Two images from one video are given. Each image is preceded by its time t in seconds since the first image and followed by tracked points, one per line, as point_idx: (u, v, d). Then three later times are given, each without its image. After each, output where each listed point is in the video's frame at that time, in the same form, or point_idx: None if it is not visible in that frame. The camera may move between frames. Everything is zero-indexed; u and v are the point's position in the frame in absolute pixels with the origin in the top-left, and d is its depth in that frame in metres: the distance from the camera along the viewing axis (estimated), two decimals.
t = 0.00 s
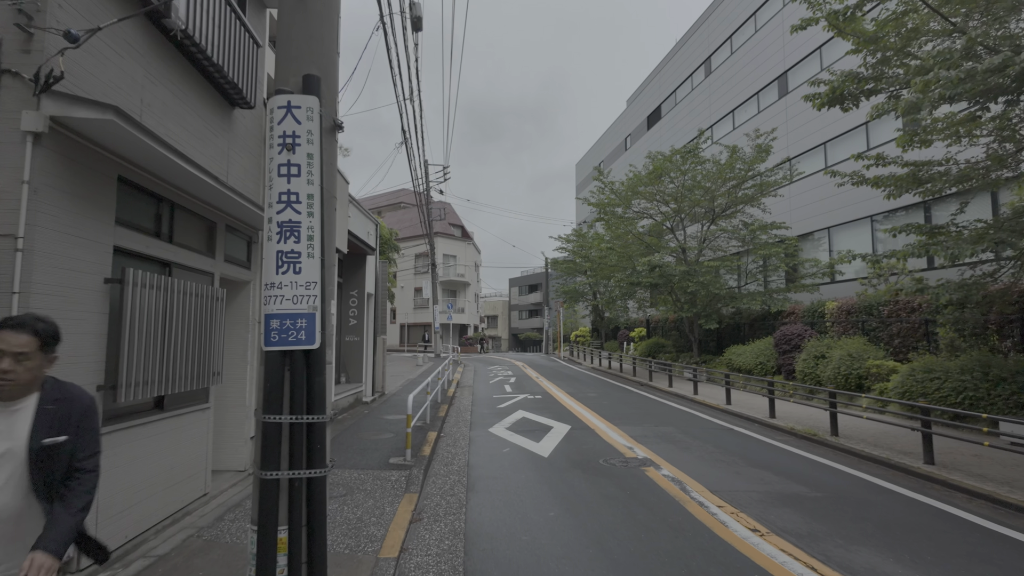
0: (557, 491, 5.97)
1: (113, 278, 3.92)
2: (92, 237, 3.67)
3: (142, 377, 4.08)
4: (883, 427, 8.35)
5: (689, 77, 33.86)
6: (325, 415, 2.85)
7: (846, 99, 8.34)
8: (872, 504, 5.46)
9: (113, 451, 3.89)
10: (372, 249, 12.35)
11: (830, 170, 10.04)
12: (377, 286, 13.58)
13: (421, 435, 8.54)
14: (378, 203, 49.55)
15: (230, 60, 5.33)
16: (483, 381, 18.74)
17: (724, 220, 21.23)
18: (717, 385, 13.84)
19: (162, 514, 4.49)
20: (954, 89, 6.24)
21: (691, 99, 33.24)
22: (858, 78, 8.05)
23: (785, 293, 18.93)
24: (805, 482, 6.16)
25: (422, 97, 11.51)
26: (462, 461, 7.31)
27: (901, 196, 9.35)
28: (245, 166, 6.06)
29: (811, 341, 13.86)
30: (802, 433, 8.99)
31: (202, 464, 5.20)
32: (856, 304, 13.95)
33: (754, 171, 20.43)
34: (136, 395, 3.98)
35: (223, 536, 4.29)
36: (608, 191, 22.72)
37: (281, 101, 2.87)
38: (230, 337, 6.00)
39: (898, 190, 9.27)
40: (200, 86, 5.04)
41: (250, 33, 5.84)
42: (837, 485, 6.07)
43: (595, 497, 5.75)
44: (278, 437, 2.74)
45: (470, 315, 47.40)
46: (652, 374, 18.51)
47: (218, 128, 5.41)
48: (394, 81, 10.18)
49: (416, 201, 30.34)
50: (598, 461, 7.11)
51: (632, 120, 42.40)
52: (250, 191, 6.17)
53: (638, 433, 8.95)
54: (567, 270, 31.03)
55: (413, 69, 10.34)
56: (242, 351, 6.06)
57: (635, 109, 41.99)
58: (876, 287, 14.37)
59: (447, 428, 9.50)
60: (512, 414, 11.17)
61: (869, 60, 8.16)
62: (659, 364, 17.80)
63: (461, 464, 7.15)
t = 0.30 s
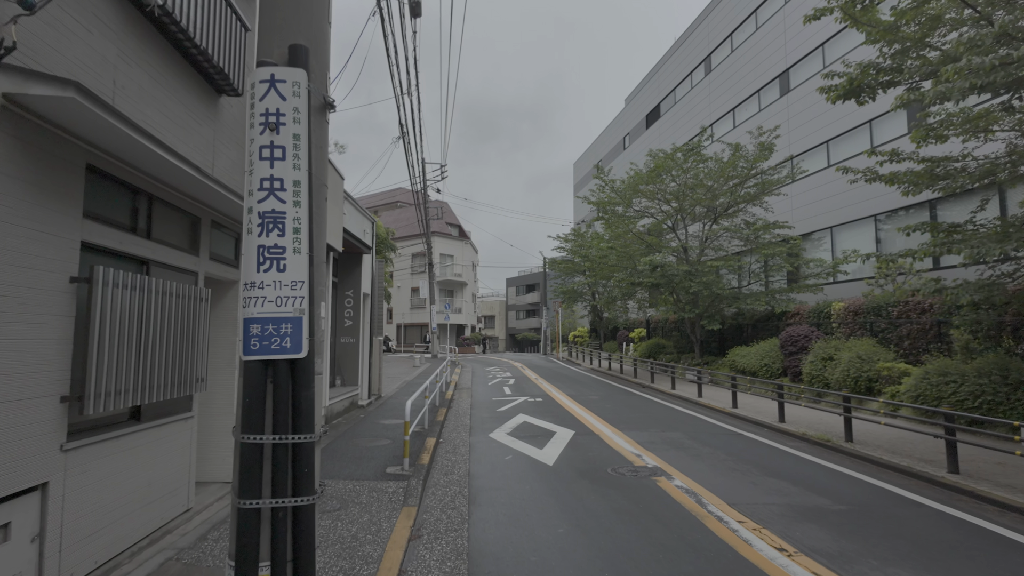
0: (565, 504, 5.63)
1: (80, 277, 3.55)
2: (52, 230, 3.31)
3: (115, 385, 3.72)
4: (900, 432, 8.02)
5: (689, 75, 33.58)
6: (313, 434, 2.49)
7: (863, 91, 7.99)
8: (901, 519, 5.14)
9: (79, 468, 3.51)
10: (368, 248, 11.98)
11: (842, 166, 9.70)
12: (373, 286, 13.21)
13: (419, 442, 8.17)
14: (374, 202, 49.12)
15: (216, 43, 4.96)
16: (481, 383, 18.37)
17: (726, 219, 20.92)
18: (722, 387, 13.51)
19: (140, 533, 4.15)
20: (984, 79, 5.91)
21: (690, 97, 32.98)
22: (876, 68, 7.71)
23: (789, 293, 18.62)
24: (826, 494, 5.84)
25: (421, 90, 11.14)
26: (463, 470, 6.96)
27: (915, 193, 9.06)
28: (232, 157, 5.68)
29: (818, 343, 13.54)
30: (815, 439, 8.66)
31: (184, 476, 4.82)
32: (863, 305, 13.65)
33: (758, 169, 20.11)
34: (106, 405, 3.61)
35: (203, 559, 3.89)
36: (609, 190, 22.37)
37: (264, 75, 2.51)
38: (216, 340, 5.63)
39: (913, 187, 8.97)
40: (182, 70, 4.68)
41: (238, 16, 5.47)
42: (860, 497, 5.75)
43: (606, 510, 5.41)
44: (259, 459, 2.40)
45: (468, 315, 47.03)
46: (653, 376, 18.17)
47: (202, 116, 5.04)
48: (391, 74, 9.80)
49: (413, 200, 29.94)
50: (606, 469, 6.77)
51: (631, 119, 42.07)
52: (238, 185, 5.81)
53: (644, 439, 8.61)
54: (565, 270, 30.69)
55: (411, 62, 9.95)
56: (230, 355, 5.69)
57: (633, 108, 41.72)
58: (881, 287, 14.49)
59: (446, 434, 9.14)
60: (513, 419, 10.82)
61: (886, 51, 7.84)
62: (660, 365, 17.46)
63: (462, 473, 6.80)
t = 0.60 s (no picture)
0: (575, 515, 5.30)
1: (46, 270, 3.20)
2: (10, 216, 2.95)
3: (86, 390, 3.37)
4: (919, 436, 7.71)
5: (688, 74, 33.30)
6: (305, 449, 2.15)
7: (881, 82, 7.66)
8: (933, 531, 4.83)
9: (42, 483, 3.14)
10: (365, 244, 11.61)
11: (854, 161, 9.40)
12: (369, 284, 12.85)
13: (418, 447, 7.82)
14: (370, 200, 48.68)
15: (203, 19, 4.60)
16: (479, 384, 18.01)
17: (728, 217, 20.61)
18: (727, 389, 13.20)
19: (116, 551, 3.79)
20: (1017, 64, 5.61)
21: (689, 96, 32.71)
22: (895, 58, 7.38)
23: (792, 293, 18.34)
24: (850, 503, 5.52)
25: (419, 83, 10.81)
26: (465, 476, 6.61)
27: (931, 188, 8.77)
28: (220, 144, 5.33)
29: (825, 343, 13.25)
30: (829, 443, 8.35)
31: (166, 488, 4.46)
32: (870, 304, 13.38)
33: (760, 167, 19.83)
34: (75, 413, 3.25)
35: None
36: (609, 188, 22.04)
37: (250, 33, 2.17)
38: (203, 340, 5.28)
39: (928, 182, 8.68)
40: (165, 47, 4.32)
41: None
42: (887, 507, 5.44)
43: (619, 522, 5.08)
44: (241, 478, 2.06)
45: (464, 314, 46.66)
46: (654, 376, 17.86)
47: (188, 99, 4.69)
48: (388, 64, 9.44)
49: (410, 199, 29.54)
50: (616, 476, 6.44)
51: (628, 117, 41.79)
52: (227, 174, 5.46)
53: (652, 443, 8.29)
54: (564, 269, 30.34)
55: (408, 53, 9.60)
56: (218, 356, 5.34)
57: (631, 107, 41.47)
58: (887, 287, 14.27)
59: (445, 438, 8.80)
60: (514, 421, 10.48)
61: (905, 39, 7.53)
62: (662, 366, 17.15)
63: (465, 480, 6.45)
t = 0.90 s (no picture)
0: (580, 523, 5.00)
1: None
2: None
3: (42, 394, 3.03)
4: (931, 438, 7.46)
5: (683, 73, 33.13)
6: (283, 461, 1.85)
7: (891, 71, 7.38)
8: (958, 540, 4.57)
9: None
10: (357, 241, 11.28)
11: (861, 154, 9.13)
12: (362, 283, 12.53)
13: (412, 450, 7.49)
14: (363, 200, 48.31)
15: None
16: (474, 384, 17.67)
17: (726, 216, 20.38)
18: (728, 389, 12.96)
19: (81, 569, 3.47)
20: None
21: (684, 94, 32.54)
22: (908, 44, 7.07)
23: (791, 292, 18.14)
24: (870, 509, 5.26)
25: (413, 75, 10.50)
26: (461, 482, 6.30)
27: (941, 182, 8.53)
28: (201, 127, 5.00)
29: (827, 342, 13.00)
30: (837, 445, 8.08)
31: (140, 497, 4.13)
32: (873, 303, 13.17)
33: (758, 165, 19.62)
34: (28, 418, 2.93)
35: None
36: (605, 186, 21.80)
37: None
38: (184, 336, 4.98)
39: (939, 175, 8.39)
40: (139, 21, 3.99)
41: None
42: (908, 514, 5.17)
43: (627, 532, 4.77)
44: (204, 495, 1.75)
45: (458, 314, 46.34)
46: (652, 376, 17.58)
47: (167, 79, 4.35)
48: (382, 53, 9.10)
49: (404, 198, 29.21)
50: (620, 481, 6.15)
51: (623, 116, 41.57)
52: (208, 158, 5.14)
53: (655, 445, 8.00)
54: (558, 268, 30.12)
55: (401, 42, 9.28)
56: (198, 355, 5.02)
57: (626, 105, 41.28)
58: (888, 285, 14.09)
59: (441, 440, 8.49)
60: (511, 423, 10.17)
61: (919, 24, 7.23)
62: (660, 366, 16.86)
63: (461, 486, 6.13)
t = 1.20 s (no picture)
0: (587, 536, 4.66)
1: None
2: None
3: None
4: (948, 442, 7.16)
5: (680, 70, 32.82)
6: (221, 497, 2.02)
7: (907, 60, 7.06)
8: (994, 555, 4.26)
9: None
10: (350, 237, 10.91)
11: (872, 147, 8.80)
12: (355, 281, 12.16)
13: (407, 456, 7.15)
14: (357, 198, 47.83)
15: None
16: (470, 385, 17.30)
17: (726, 213, 20.06)
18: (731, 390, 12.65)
19: None
20: None
21: (682, 91, 32.25)
22: (927, 30, 6.73)
23: (792, 290, 17.84)
24: (895, 520, 4.94)
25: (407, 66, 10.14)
26: (459, 490, 5.96)
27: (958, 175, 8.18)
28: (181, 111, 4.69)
29: (833, 342, 12.69)
30: (849, 448, 7.78)
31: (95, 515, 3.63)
32: (878, 301, 12.89)
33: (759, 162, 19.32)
34: None
35: None
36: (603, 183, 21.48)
37: None
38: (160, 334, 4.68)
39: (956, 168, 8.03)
40: None
41: None
42: (935, 525, 4.86)
43: (638, 546, 4.44)
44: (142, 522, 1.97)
45: (454, 314, 45.93)
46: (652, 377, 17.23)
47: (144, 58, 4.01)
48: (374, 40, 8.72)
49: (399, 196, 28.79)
50: (627, 489, 5.82)
51: (620, 114, 41.24)
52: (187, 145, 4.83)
53: (661, 450, 7.68)
54: (555, 267, 29.77)
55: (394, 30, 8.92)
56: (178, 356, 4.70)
57: (622, 103, 40.96)
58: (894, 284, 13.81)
59: (436, 444, 8.15)
60: (509, 425, 9.83)
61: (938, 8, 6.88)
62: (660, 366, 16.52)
63: (459, 495, 5.78)
